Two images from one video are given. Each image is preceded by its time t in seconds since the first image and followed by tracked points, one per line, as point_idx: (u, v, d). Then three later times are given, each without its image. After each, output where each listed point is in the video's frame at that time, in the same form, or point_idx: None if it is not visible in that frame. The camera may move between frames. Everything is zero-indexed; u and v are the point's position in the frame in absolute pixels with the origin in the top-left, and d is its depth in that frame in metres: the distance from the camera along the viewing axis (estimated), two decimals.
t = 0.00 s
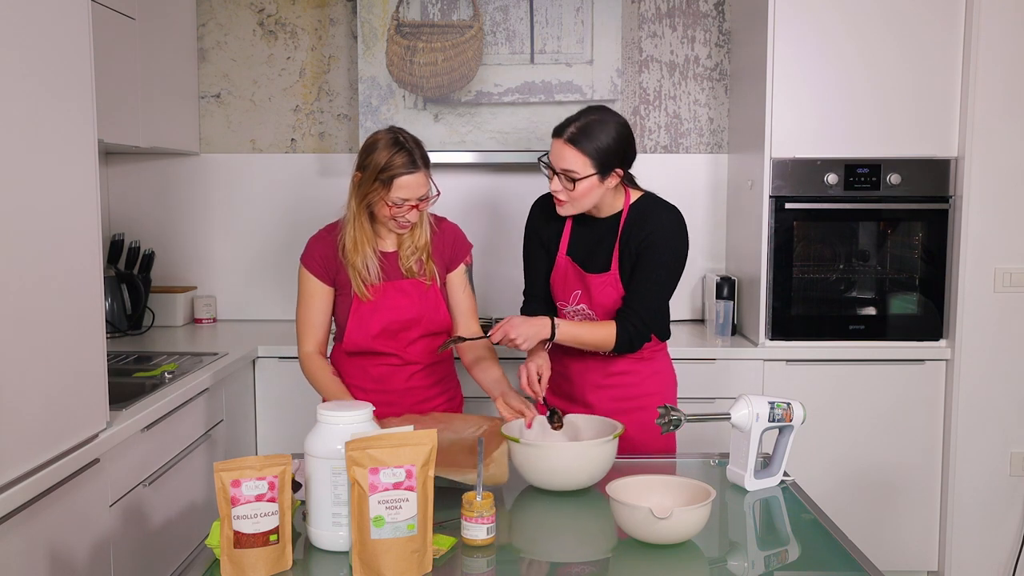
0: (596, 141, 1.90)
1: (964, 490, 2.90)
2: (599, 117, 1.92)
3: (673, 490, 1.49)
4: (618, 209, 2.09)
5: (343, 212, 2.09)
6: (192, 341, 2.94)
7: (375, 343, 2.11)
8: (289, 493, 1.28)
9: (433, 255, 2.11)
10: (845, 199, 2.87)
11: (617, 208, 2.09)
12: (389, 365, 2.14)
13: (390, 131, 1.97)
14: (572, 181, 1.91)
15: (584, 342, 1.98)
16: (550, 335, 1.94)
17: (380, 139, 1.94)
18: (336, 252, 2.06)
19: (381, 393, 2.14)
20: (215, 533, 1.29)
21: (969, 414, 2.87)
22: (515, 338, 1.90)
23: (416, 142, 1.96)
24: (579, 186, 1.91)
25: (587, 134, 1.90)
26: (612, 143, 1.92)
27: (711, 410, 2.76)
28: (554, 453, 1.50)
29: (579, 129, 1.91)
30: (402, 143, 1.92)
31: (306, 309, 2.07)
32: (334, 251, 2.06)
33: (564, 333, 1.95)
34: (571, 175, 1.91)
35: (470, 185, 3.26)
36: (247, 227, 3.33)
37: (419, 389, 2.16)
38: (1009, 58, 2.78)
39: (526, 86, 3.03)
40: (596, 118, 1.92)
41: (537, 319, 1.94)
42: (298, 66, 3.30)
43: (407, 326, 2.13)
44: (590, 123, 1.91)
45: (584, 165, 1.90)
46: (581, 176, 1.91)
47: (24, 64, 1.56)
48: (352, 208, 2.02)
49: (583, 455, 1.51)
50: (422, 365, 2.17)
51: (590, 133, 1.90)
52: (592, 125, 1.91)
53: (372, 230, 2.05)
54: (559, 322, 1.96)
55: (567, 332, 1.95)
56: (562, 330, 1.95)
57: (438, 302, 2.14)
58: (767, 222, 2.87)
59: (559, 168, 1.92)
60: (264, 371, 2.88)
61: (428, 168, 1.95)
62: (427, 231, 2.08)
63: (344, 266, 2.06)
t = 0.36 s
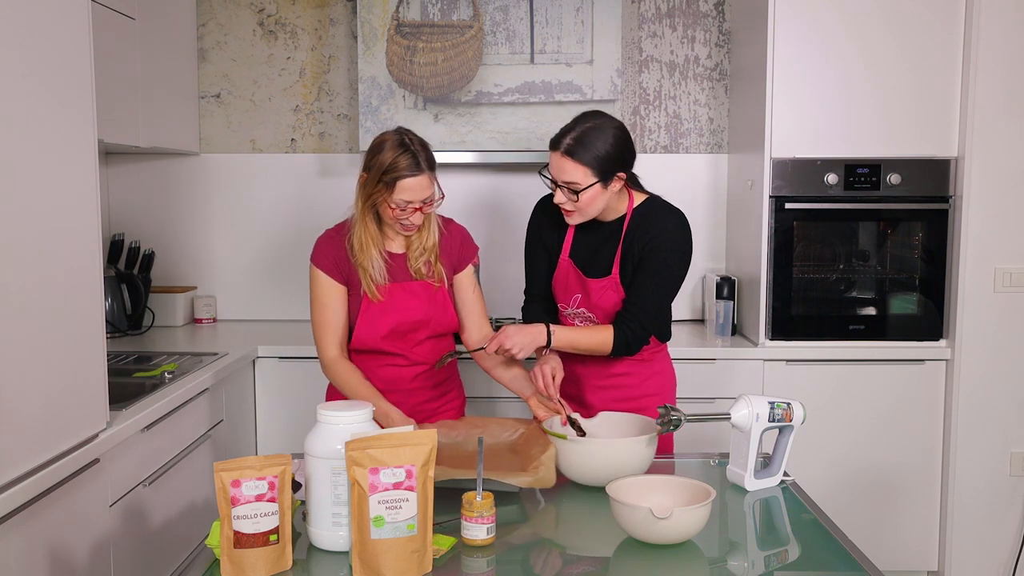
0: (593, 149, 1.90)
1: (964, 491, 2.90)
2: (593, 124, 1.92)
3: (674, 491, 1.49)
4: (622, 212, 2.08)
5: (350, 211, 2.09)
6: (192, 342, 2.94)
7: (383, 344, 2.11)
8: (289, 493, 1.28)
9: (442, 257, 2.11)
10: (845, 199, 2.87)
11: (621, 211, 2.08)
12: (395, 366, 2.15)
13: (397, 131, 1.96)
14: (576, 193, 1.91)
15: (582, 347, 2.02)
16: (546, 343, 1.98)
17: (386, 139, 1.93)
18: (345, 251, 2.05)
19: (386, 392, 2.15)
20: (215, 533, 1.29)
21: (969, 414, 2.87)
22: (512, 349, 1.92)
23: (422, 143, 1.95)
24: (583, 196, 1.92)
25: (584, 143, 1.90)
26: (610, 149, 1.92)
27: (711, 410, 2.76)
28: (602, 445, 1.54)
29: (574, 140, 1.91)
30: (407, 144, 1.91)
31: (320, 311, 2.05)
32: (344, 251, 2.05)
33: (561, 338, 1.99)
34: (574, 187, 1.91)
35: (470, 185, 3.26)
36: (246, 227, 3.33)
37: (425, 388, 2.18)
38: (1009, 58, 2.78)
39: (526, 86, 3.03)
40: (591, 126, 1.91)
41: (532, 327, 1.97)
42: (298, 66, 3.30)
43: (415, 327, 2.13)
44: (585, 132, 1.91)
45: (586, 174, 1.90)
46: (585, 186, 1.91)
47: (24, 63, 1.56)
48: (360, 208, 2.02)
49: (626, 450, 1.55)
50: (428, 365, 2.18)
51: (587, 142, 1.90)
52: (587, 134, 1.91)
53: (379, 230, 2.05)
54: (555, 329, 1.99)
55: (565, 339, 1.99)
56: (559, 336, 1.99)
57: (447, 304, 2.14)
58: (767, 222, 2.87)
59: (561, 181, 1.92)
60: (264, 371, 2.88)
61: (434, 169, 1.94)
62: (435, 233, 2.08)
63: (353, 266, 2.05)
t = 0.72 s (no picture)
0: (591, 134, 1.90)
1: (965, 491, 2.90)
2: (585, 111, 1.92)
3: (675, 491, 1.49)
4: (625, 203, 2.08)
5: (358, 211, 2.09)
6: (192, 342, 2.94)
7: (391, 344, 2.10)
8: (289, 493, 1.28)
9: (450, 257, 2.11)
10: (845, 199, 2.87)
11: (624, 203, 2.08)
12: (402, 366, 2.14)
13: (404, 131, 1.96)
14: (584, 181, 1.91)
15: (586, 344, 2.01)
16: (548, 340, 1.98)
17: (391, 139, 1.93)
18: (353, 251, 2.05)
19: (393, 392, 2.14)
20: (215, 533, 1.29)
21: (969, 414, 2.87)
22: (515, 351, 1.93)
23: (428, 143, 1.95)
24: (590, 182, 1.92)
25: (582, 130, 1.90)
26: (607, 131, 1.92)
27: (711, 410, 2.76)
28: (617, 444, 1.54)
29: (571, 129, 1.90)
30: (412, 145, 1.90)
31: (332, 312, 2.04)
32: (352, 250, 2.05)
33: (563, 335, 1.99)
34: (580, 176, 1.91)
35: (469, 185, 3.26)
36: (246, 227, 3.33)
37: (431, 388, 2.18)
38: (1009, 58, 2.78)
39: (526, 86, 3.03)
40: (583, 113, 1.91)
41: (533, 326, 1.98)
42: (298, 66, 3.30)
43: (423, 327, 2.13)
44: (580, 120, 1.90)
45: (589, 160, 1.90)
46: (590, 171, 1.91)
47: (25, 63, 1.56)
48: (367, 208, 2.02)
49: (639, 453, 1.54)
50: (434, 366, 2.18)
51: (584, 128, 1.90)
52: (582, 121, 1.90)
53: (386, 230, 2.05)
54: (557, 326, 1.99)
55: (567, 335, 1.98)
56: (562, 332, 1.99)
57: (454, 306, 2.15)
58: (767, 222, 2.87)
59: (566, 172, 1.92)
60: (264, 371, 2.88)
61: (438, 170, 1.94)
62: (442, 234, 2.09)
63: (362, 265, 2.05)
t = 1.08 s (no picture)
0: (598, 135, 1.90)
1: (965, 491, 2.90)
2: (589, 112, 1.92)
3: (675, 491, 1.49)
4: (626, 202, 2.08)
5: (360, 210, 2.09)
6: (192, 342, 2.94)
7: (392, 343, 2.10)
8: (289, 493, 1.28)
9: (452, 257, 2.13)
10: (844, 200, 2.87)
11: (625, 201, 2.08)
12: (403, 365, 2.14)
13: (406, 131, 1.96)
14: (595, 181, 1.92)
15: (582, 344, 2.01)
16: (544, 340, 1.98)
17: (393, 138, 1.93)
18: (356, 249, 2.05)
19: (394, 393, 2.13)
20: (215, 533, 1.29)
21: (969, 414, 2.87)
22: (512, 351, 1.93)
23: (429, 143, 1.95)
24: (601, 181, 1.92)
25: (589, 131, 1.90)
26: (612, 130, 1.92)
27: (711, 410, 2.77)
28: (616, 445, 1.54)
29: (577, 131, 1.90)
30: (412, 144, 1.90)
31: (331, 309, 2.04)
32: (355, 248, 2.05)
33: (559, 334, 1.99)
34: (591, 177, 1.91)
35: (469, 185, 3.26)
36: (246, 227, 3.33)
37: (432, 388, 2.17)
38: (1009, 58, 2.78)
39: (526, 86, 3.03)
40: (586, 114, 1.91)
41: (530, 326, 1.98)
42: (298, 66, 3.30)
43: (425, 326, 2.12)
44: (584, 121, 1.90)
45: (598, 160, 1.91)
46: (600, 171, 1.91)
47: (24, 63, 1.56)
48: (368, 206, 2.02)
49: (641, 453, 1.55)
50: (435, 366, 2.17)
51: (591, 129, 1.90)
52: (587, 122, 1.90)
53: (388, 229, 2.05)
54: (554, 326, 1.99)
55: (564, 335, 1.98)
56: (558, 332, 1.99)
57: (456, 304, 2.15)
58: (767, 222, 2.87)
59: (576, 174, 1.91)
60: (264, 371, 2.88)
61: (438, 169, 1.93)
62: (444, 233, 2.09)
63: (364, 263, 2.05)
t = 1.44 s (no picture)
0: (590, 135, 1.90)
1: (965, 490, 2.90)
2: (581, 111, 1.92)
3: (675, 490, 1.48)
4: (622, 200, 2.09)
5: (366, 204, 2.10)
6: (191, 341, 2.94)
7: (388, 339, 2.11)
8: (289, 493, 1.28)
9: (455, 260, 2.12)
10: (844, 199, 2.87)
11: (620, 200, 2.09)
12: (398, 363, 2.14)
13: (409, 129, 1.96)
14: (587, 181, 1.92)
15: (578, 342, 2.01)
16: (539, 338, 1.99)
17: (392, 134, 1.93)
18: (358, 243, 2.05)
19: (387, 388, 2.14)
20: (215, 533, 1.29)
21: (969, 414, 2.87)
22: (507, 348, 1.95)
23: (427, 142, 1.94)
24: (594, 182, 1.92)
25: (581, 131, 1.90)
26: (605, 130, 1.92)
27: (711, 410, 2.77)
28: (617, 445, 1.54)
29: (569, 131, 1.90)
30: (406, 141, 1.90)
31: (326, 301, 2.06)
32: (356, 243, 2.06)
33: (554, 333, 1.99)
34: (584, 177, 1.91)
35: (469, 184, 3.26)
36: (246, 227, 3.33)
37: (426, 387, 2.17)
38: (1009, 58, 2.78)
39: (526, 86, 3.03)
40: (579, 114, 1.91)
41: (524, 323, 1.99)
42: (298, 66, 3.30)
43: (422, 326, 2.12)
44: (577, 121, 1.90)
45: (591, 161, 1.91)
46: (593, 172, 1.91)
47: (24, 63, 1.56)
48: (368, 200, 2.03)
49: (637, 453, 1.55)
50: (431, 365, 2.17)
51: (583, 129, 1.90)
52: (580, 121, 1.90)
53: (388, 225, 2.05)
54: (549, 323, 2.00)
55: (559, 332, 1.99)
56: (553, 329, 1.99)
57: (455, 307, 2.14)
58: (767, 223, 2.87)
59: (569, 175, 1.92)
60: (264, 371, 2.88)
61: (430, 169, 1.92)
62: (447, 235, 2.08)
63: (364, 257, 2.05)
